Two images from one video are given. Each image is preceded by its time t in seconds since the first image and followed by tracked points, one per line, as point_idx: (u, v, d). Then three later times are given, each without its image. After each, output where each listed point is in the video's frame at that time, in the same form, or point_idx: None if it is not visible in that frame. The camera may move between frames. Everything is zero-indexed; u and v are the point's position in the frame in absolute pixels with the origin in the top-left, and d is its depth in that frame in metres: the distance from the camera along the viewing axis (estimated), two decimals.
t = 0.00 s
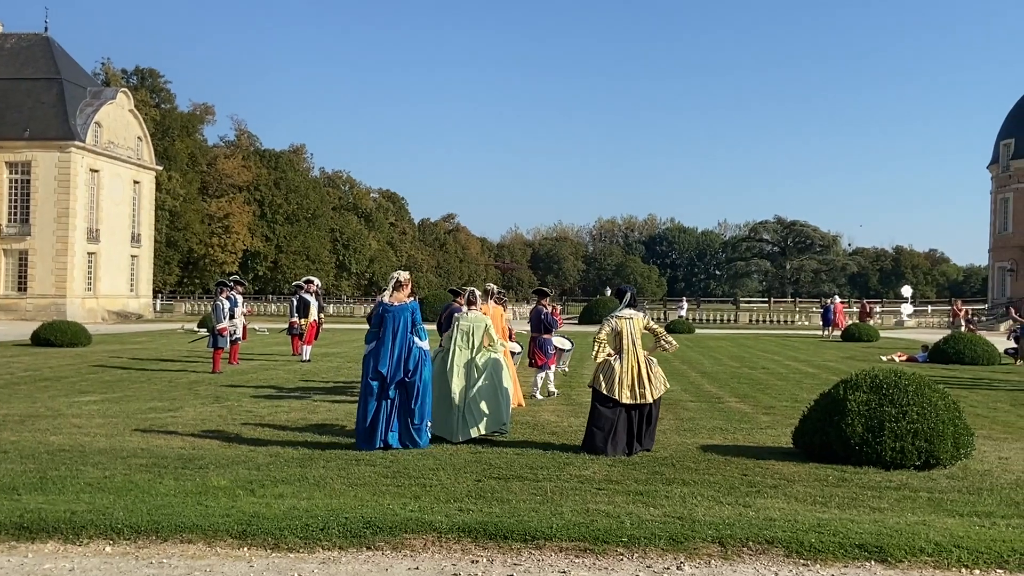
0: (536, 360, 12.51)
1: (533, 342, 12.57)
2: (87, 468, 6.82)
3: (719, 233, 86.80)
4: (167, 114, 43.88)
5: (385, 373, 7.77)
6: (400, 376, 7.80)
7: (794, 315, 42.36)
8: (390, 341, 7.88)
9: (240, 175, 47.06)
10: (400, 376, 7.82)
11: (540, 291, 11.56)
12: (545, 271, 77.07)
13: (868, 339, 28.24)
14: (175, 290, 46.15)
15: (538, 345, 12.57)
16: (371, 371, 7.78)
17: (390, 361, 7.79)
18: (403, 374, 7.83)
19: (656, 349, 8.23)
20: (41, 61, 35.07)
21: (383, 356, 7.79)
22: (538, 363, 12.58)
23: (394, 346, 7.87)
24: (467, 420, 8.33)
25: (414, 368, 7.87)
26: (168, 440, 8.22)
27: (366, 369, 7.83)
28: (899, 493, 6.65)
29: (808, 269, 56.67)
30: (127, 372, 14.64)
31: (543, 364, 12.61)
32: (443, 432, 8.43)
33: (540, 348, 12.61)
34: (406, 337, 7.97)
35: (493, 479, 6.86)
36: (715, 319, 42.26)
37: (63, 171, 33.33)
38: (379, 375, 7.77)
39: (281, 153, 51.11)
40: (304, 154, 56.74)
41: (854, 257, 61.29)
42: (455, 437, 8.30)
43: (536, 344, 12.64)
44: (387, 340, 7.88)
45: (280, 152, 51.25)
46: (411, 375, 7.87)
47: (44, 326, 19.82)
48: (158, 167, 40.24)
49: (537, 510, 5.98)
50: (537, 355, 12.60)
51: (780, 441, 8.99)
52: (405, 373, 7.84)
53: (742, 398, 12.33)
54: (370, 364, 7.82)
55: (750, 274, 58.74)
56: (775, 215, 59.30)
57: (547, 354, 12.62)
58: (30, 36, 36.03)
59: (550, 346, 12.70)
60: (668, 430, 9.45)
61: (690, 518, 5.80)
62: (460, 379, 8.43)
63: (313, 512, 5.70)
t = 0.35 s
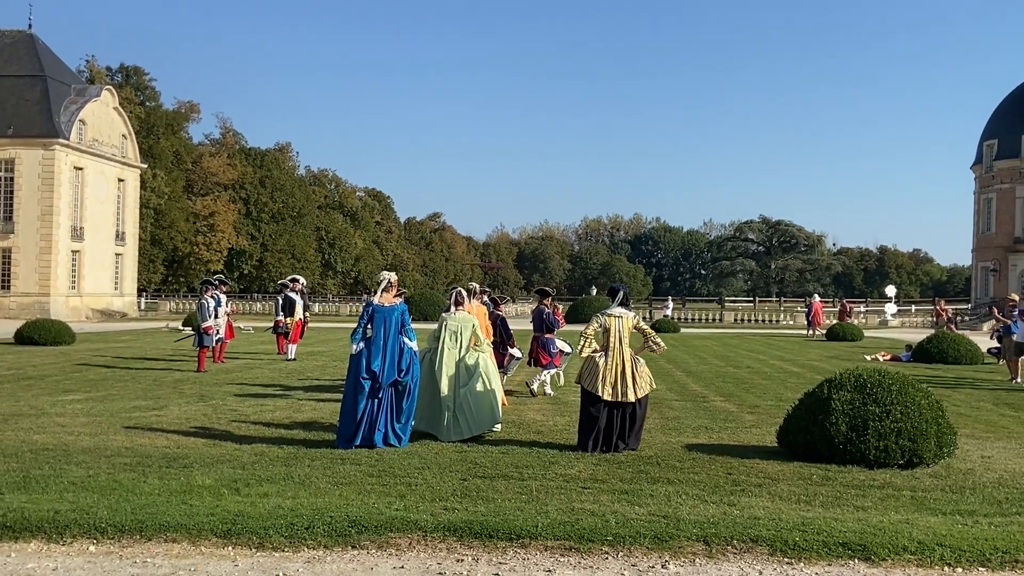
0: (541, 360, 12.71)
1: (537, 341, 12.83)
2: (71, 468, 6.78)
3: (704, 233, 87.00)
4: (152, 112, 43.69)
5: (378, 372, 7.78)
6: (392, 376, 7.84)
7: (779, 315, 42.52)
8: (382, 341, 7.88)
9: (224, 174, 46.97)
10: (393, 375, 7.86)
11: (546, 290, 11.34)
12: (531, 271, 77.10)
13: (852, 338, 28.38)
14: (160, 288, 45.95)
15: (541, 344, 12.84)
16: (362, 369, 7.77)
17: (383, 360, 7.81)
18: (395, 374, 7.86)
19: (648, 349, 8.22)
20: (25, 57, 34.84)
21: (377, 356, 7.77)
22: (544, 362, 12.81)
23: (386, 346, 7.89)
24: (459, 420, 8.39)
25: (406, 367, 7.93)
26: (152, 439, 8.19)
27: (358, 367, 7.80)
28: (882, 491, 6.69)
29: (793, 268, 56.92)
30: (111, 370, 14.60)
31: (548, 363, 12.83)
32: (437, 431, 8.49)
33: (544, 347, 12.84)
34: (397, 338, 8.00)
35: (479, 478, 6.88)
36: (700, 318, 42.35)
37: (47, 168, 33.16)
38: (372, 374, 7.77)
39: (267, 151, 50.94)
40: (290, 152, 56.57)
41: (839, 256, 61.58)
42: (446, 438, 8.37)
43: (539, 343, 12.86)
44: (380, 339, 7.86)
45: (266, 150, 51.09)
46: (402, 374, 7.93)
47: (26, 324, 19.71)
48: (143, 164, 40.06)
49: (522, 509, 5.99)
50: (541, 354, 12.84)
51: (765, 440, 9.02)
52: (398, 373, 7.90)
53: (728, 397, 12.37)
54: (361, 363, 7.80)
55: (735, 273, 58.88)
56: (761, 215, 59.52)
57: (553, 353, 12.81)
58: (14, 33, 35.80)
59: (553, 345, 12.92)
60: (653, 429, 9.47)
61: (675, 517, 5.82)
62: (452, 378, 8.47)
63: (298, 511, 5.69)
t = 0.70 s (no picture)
0: (549, 358, 12.68)
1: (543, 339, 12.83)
2: (60, 466, 6.78)
3: (695, 232, 87.12)
4: (143, 110, 43.60)
5: (375, 369, 7.80)
6: (390, 372, 7.84)
7: (769, 314, 42.63)
8: (378, 339, 7.89)
9: (215, 172, 47.00)
10: (391, 373, 7.88)
11: (555, 289, 10.91)
12: (522, 270, 77.13)
13: (842, 337, 28.45)
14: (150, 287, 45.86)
15: (549, 343, 12.78)
16: (359, 367, 7.79)
17: (379, 358, 7.82)
18: (393, 371, 7.88)
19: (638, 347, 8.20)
20: (14, 55, 34.68)
21: (374, 354, 7.79)
22: (550, 361, 12.71)
23: (382, 343, 7.89)
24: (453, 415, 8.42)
25: (404, 364, 7.94)
26: (142, 438, 8.20)
27: (354, 365, 7.82)
28: (872, 490, 6.71)
29: (783, 268, 57.06)
30: (101, 370, 14.55)
31: (555, 361, 12.74)
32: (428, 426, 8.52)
33: (550, 345, 12.78)
34: (394, 336, 8.00)
35: (469, 477, 6.88)
36: (690, 317, 42.39)
37: (36, 167, 33.02)
38: (369, 371, 7.80)
39: (258, 150, 50.84)
40: (281, 151, 56.48)
41: (828, 255, 61.77)
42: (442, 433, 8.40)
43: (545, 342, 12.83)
44: (376, 338, 7.88)
45: (257, 149, 50.99)
46: (401, 371, 7.94)
47: (16, 323, 19.65)
48: (133, 163, 39.93)
49: (511, 507, 6.00)
50: (547, 353, 12.75)
51: (755, 439, 9.03)
52: (397, 370, 7.91)
53: (718, 397, 12.39)
54: (358, 360, 7.81)
55: (726, 273, 58.93)
56: (751, 214, 59.60)
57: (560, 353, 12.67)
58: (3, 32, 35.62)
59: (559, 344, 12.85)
60: (644, 429, 9.47)
61: (666, 516, 5.83)
62: (443, 374, 8.52)
63: (288, 510, 5.68)
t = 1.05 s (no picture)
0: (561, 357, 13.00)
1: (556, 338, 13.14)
2: (57, 465, 6.78)
3: (691, 232, 87.17)
4: (138, 108, 43.63)
5: (374, 369, 7.81)
6: (388, 372, 7.84)
7: (765, 314, 42.66)
8: (376, 339, 7.89)
9: (211, 171, 47.03)
10: (389, 372, 7.87)
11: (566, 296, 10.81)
12: (518, 270, 77.13)
13: (837, 337, 28.49)
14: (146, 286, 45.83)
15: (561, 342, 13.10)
16: (358, 367, 7.81)
17: (378, 358, 7.82)
18: (391, 370, 7.87)
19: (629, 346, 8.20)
20: (10, 54, 34.60)
21: (372, 354, 7.80)
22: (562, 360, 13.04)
23: (380, 343, 7.88)
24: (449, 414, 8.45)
25: (402, 363, 7.93)
26: (138, 437, 8.19)
27: (353, 365, 7.84)
28: (867, 489, 6.73)
29: (779, 267, 57.11)
30: (97, 369, 14.53)
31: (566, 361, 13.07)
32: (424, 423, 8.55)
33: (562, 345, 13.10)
34: (391, 335, 7.99)
35: (465, 476, 6.88)
36: (686, 317, 42.39)
37: (32, 166, 32.90)
38: (368, 371, 7.81)
39: (254, 149, 50.81)
40: (277, 150, 56.42)
41: (824, 255, 61.81)
42: (438, 431, 8.44)
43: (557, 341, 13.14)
44: (374, 338, 7.87)
45: (253, 148, 50.95)
46: (399, 370, 7.93)
47: (12, 323, 19.64)
48: (129, 162, 39.87)
49: (507, 507, 5.99)
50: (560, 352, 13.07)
51: (751, 438, 9.03)
52: (394, 369, 7.89)
53: (714, 396, 12.39)
54: (357, 361, 7.83)
55: (722, 273, 58.93)
56: (747, 214, 59.61)
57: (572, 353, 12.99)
58: None
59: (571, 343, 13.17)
60: (641, 428, 9.46)
61: (662, 516, 5.83)
62: (440, 373, 8.52)
63: (284, 510, 5.67)
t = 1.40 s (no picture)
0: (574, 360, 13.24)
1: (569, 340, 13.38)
2: (57, 466, 6.78)
3: (690, 232, 87.19)
4: (138, 108, 43.68)
5: (362, 369, 7.87)
6: (376, 371, 7.88)
7: (765, 314, 42.68)
8: (366, 339, 7.97)
9: (210, 172, 47.07)
10: (378, 371, 7.89)
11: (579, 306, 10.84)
12: (518, 270, 77.16)
13: (837, 337, 28.50)
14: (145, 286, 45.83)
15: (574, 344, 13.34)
16: (348, 367, 7.89)
17: (366, 357, 7.88)
18: (379, 370, 7.90)
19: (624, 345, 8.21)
20: (10, 54, 34.60)
21: (359, 353, 7.88)
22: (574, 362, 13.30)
23: (370, 343, 7.95)
24: (458, 411, 8.57)
25: (391, 363, 7.94)
26: (137, 437, 8.19)
27: (344, 365, 7.93)
28: (867, 490, 6.73)
29: (779, 267, 57.15)
30: (97, 369, 14.52)
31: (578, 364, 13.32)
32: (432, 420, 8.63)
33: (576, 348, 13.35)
34: (382, 336, 8.04)
35: (465, 476, 6.88)
36: (685, 317, 42.37)
37: (32, 166, 32.88)
38: (357, 371, 7.88)
39: (253, 149, 50.81)
40: (276, 150, 56.43)
41: (823, 255, 61.83)
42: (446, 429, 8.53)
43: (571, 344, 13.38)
44: (363, 337, 7.96)
45: (252, 148, 50.95)
46: (388, 369, 7.92)
47: (13, 323, 19.64)
48: (128, 162, 39.86)
49: (507, 507, 5.99)
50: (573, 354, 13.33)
51: (751, 439, 9.03)
52: (382, 368, 7.90)
53: (714, 396, 12.39)
54: (347, 360, 7.92)
55: (721, 273, 58.91)
56: (746, 214, 59.59)
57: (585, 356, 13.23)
58: None
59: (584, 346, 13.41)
60: (640, 429, 9.46)
61: (662, 516, 5.83)
62: (451, 372, 8.63)
63: (283, 510, 5.67)
